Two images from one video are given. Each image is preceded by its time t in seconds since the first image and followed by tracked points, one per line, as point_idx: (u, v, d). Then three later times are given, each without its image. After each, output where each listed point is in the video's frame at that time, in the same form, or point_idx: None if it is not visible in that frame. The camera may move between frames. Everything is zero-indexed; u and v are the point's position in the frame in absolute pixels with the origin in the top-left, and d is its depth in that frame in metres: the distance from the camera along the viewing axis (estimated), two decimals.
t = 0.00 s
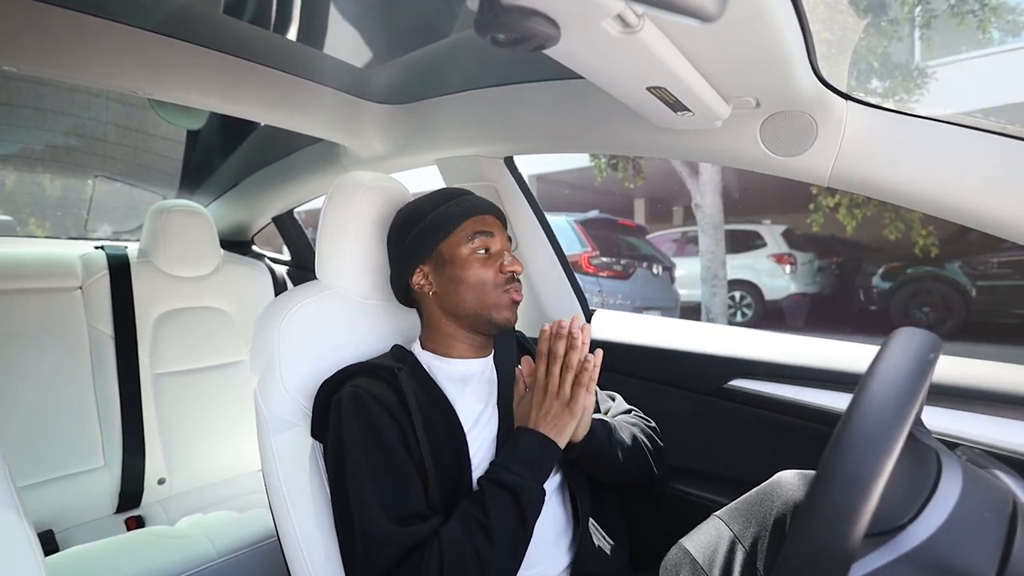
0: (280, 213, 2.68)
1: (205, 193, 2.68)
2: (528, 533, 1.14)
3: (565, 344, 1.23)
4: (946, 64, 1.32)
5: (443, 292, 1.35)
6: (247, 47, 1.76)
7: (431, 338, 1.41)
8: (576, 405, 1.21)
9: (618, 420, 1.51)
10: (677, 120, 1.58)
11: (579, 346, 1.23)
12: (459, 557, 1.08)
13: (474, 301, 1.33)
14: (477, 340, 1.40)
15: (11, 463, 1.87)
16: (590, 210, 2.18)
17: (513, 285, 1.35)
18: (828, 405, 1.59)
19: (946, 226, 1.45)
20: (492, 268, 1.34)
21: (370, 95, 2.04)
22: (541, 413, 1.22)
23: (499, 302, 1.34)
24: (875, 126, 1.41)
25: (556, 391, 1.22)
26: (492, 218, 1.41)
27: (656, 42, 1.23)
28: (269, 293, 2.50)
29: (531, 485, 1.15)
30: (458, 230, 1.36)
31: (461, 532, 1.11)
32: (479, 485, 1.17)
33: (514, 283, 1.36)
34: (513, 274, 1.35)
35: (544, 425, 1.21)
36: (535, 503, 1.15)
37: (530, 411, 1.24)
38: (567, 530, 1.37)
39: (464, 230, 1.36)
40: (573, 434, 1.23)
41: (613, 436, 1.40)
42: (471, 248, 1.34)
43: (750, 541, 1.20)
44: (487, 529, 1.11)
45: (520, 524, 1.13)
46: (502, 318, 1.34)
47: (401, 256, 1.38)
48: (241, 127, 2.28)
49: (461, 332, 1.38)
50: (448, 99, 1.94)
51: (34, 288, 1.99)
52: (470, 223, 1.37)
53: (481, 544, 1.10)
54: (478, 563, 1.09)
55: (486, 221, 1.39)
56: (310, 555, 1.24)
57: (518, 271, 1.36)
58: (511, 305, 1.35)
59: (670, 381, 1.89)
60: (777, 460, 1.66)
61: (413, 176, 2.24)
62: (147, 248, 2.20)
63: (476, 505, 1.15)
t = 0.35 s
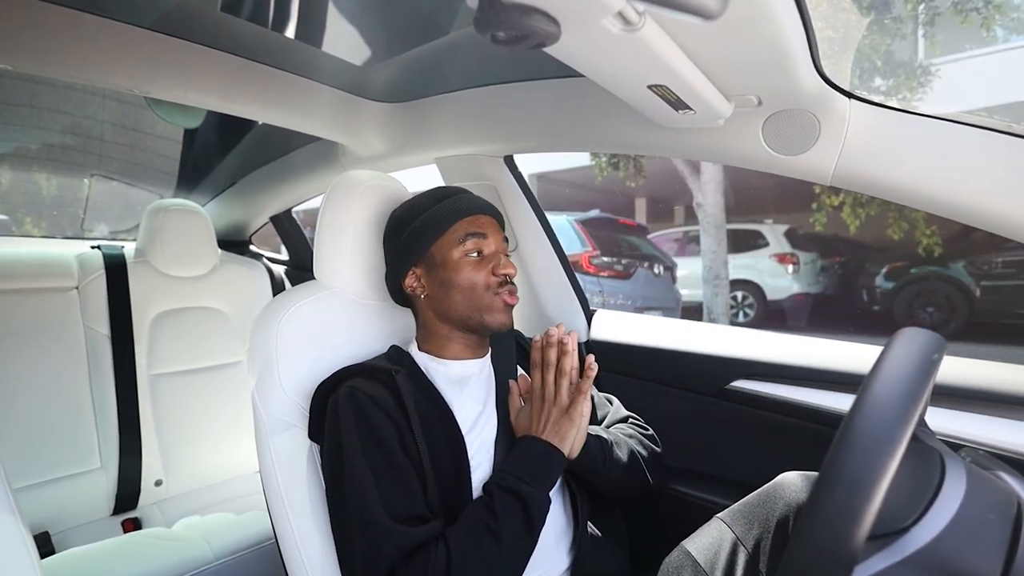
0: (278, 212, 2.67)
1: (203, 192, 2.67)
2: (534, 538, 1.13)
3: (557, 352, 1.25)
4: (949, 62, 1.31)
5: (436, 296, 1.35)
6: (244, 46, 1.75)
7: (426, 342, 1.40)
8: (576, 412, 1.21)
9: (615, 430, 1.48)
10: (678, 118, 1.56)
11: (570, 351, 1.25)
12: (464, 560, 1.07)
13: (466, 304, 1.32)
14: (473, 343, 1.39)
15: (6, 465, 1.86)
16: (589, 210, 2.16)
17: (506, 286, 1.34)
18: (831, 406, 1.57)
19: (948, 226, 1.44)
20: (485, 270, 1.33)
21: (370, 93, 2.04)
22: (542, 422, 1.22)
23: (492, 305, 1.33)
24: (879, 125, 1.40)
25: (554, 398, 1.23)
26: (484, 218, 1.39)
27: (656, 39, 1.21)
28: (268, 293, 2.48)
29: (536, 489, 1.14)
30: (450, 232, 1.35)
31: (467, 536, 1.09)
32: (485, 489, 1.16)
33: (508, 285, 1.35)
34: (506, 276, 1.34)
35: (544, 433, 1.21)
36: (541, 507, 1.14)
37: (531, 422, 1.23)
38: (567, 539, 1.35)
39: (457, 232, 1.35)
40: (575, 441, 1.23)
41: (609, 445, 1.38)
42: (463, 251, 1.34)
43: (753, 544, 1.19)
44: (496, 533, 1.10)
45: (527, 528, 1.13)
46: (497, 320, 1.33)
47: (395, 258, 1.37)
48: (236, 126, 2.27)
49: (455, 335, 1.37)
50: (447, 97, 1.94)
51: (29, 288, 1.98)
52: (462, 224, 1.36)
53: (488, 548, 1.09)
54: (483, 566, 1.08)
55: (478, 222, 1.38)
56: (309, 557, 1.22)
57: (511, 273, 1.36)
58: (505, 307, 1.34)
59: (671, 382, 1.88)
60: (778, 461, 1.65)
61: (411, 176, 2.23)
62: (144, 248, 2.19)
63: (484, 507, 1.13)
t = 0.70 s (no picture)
0: (275, 211, 2.66)
1: (200, 191, 2.66)
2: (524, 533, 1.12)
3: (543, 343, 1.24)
4: (954, 62, 1.30)
5: (423, 302, 1.34)
6: (242, 44, 1.73)
7: (421, 348, 1.39)
8: (563, 400, 1.20)
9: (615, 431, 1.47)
10: (679, 117, 1.55)
11: (555, 340, 1.24)
12: (458, 556, 1.06)
13: (451, 309, 1.30)
14: (467, 346, 1.37)
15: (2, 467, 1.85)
16: (591, 208, 2.16)
17: (491, 286, 1.31)
18: (833, 407, 1.56)
19: (951, 225, 1.43)
20: (467, 273, 1.30)
21: (368, 92, 2.02)
22: (529, 414, 1.21)
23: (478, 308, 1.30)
24: (882, 124, 1.39)
25: (541, 388, 1.22)
26: (466, 216, 1.36)
27: (657, 36, 1.20)
28: (266, 293, 2.47)
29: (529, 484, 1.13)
30: (428, 237, 1.33)
31: (457, 529, 1.08)
32: (476, 485, 1.15)
33: (492, 286, 1.31)
34: (489, 277, 1.31)
35: (532, 424, 1.20)
36: (530, 501, 1.13)
37: (519, 416, 1.22)
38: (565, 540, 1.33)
39: (434, 236, 1.32)
40: (564, 432, 1.22)
41: (606, 444, 1.37)
42: (444, 254, 1.31)
43: (754, 547, 1.18)
44: (484, 524, 1.09)
45: (517, 522, 1.12)
46: (484, 323, 1.30)
47: (384, 266, 1.37)
48: (235, 125, 2.24)
49: (447, 341, 1.35)
50: (446, 95, 1.93)
51: (25, 288, 1.96)
52: (441, 227, 1.33)
53: (479, 540, 1.08)
54: (475, 561, 1.07)
55: (459, 222, 1.34)
56: (308, 560, 1.21)
57: (496, 272, 1.32)
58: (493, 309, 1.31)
59: (671, 383, 1.86)
60: (779, 462, 1.64)
61: (410, 175, 2.22)
62: (141, 248, 2.18)
63: (473, 502, 1.13)
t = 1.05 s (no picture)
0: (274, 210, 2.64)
1: (198, 190, 2.65)
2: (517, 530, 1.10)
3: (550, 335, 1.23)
4: (958, 60, 1.29)
5: (402, 314, 1.34)
6: (240, 42, 1.72)
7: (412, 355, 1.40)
8: (560, 394, 1.19)
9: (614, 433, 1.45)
10: (681, 116, 1.54)
11: (559, 333, 1.22)
12: (452, 557, 1.05)
13: (424, 323, 1.28)
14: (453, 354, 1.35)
15: None
16: (592, 207, 2.14)
17: (459, 299, 1.26)
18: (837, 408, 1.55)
19: (956, 224, 1.42)
20: (432, 287, 1.27)
21: (368, 91, 2.01)
22: (525, 403, 1.19)
23: (447, 322, 1.26)
24: (885, 122, 1.38)
25: (539, 379, 1.20)
26: (434, 224, 1.31)
27: (659, 33, 1.18)
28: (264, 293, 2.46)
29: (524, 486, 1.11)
30: (395, 251, 1.30)
31: (449, 528, 1.07)
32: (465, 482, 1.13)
33: (461, 298, 1.26)
34: (454, 289, 1.26)
35: (527, 414, 1.18)
36: (522, 498, 1.11)
37: (514, 403, 1.20)
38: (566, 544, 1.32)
39: (399, 250, 1.30)
40: (559, 424, 1.20)
41: (602, 445, 1.34)
42: (410, 268, 1.28)
43: (758, 549, 1.16)
44: (475, 522, 1.08)
45: (508, 519, 1.10)
46: (458, 336, 1.27)
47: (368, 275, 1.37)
48: (235, 123, 2.24)
49: (430, 350, 1.34)
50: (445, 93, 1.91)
51: (20, 288, 1.95)
52: (405, 240, 1.30)
53: (471, 539, 1.06)
54: (469, 560, 1.06)
55: (424, 232, 1.30)
56: (306, 564, 1.20)
57: (463, 284, 1.26)
58: (465, 322, 1.27)
59: (672, 384, 1.85)
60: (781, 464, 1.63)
61: (409, 174, 2.20)
62: (137, 247, 2.16)
63: (463, 500, 1.11)
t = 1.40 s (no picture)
0: (272, 209, 2.62)
1: (195, 190, 2.63)
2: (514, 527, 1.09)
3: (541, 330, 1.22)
4: (961, 58, 1.28)
5: (403, 312, 1.32)
6: (237, 39, 1.72)
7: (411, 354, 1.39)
8: (552, 390, 1.17)
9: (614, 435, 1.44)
10: (683, 114, 1.52)
11: (552, 329, 1.22)
12: (452, 557, 1.04)
13: (424, 321, 1.27)
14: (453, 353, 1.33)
15: None
16: (592, 207, 2.12)
17: (462, 298, 1.25)
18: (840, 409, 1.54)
19: (960, 223, 1.40)
20: (436, 285, 1.25)
21: (367, 89, 2.00)
22: (516, 400, 1.18)
23: (449, 319, 1.25)
24: (888, 121, 1.36)
25: (531, 374, 1.19)
26: (439, 222, 1.30)
27: (660, 31, 1.17)
28: (262, 292, 2.44)
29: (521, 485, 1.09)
30: (399, 247, 1.29)
31: (447, 527, 1.06)
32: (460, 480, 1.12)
33: (464, 297, 1.25)
34: (458, 288, 1.24)
35: (519, 410, 1.16)
36: (518, 495, 1.09)
37: (505, 399, 1.19)
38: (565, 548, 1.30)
39: (404, 246, 1.28)
40: (551, 421, 1.19)
41: (598, 447, 1.32)
42: (413, 265, 1.27)
43: (759, 551, 1.14)
44: (472, 520, 1.06)
45: (506, 517, 1.09)
46: (459, 335, 1.26)
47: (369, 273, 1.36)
48: (233, 120, 2.28)
49: (430, 349, 1.33)
50: (444, 92, 1.90)
51: (16, 288, 1.93)
52: (410, 236, 1.28)
53: (469, 537, 1.05)
54: (467, 559, 1.04)
55: (429, 229, 1.29)
56: (305, 566, 1.19)
57: (467, 283, 1.25)
58: (467, 320, 1.26)
59: (672, 385, 1.83)
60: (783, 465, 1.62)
61: (408, 172, 2.19)
62: (133, 246, 2.15)
63: (460, 498, 1.10)
